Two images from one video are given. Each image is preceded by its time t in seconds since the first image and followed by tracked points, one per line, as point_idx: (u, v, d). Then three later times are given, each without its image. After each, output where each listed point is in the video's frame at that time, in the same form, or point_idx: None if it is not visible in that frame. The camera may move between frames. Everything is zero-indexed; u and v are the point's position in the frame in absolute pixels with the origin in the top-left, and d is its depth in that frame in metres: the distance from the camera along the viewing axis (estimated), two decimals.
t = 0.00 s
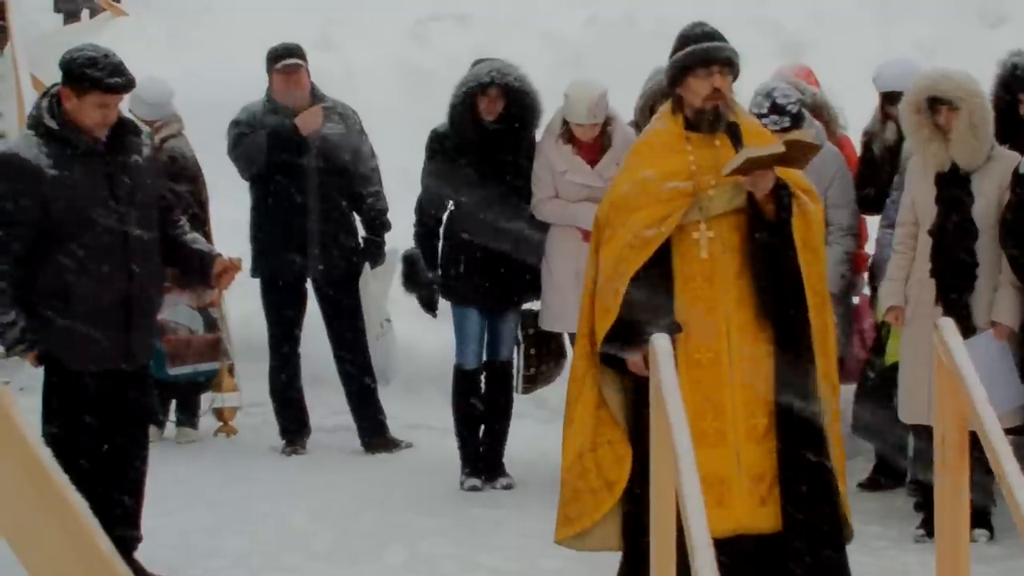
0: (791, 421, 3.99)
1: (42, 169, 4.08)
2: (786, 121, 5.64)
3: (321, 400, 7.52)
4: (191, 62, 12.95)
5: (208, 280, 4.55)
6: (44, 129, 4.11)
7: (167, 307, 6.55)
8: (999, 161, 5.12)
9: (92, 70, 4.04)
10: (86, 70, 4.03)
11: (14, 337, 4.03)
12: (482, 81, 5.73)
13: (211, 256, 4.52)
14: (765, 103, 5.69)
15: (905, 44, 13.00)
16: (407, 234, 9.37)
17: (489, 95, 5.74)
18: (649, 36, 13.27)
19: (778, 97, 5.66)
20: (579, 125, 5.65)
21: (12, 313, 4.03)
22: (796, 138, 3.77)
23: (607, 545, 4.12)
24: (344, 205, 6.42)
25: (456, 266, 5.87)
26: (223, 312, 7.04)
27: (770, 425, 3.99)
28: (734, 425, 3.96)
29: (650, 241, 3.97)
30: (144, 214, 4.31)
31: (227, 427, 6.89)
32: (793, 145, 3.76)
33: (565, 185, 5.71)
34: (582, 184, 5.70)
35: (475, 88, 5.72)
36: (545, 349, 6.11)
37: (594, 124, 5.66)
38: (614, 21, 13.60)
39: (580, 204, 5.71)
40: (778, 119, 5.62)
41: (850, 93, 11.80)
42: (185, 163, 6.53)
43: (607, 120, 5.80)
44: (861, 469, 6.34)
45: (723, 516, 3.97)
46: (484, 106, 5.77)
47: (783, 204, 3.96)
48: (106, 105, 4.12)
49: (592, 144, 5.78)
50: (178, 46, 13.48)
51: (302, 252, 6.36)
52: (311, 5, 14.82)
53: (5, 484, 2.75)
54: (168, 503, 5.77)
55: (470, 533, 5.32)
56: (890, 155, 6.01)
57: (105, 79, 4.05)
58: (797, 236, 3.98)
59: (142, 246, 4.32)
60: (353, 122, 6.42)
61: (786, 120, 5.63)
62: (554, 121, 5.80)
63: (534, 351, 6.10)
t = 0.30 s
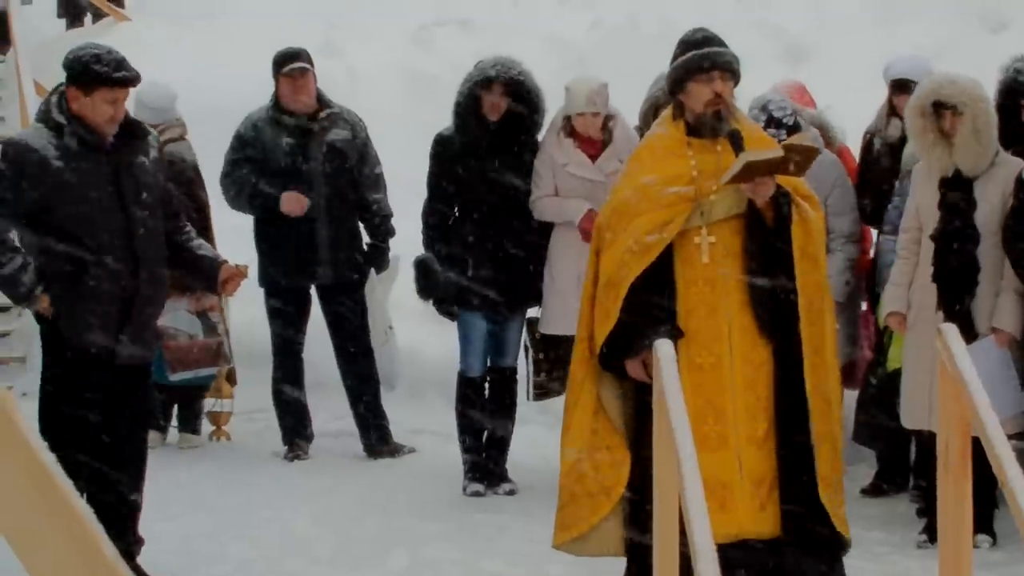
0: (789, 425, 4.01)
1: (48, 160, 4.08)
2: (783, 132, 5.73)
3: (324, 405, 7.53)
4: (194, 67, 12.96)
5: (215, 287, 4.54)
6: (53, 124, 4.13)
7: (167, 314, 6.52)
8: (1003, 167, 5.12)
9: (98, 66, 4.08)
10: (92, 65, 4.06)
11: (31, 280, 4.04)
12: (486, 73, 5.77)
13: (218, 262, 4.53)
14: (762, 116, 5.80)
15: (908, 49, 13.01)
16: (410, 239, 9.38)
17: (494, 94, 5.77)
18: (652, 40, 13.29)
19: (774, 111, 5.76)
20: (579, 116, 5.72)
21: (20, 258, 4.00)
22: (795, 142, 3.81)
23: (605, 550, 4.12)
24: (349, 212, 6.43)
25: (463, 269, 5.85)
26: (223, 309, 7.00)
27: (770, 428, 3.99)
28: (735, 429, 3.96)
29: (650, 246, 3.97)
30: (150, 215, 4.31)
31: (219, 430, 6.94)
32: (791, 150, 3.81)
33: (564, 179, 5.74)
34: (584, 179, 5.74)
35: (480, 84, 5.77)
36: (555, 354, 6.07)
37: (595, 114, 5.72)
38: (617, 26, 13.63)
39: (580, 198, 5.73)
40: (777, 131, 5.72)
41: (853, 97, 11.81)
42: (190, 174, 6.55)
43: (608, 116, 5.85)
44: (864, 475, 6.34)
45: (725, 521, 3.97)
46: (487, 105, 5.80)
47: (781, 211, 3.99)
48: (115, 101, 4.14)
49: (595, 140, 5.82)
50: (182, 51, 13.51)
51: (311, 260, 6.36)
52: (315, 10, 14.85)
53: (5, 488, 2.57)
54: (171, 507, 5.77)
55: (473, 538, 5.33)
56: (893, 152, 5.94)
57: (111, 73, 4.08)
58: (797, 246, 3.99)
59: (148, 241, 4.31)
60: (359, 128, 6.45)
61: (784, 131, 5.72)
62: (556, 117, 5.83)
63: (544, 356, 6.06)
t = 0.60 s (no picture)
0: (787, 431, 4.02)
1: (55, 163, 4.07)
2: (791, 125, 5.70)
3: (325, 407, 7.53)
4: (194, 70, 12.97)
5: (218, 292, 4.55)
6: (57, 127, 4.12)
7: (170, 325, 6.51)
8: (1004, 172, 5.11)
9: (97, 62, 4.10)
10: (91, 61, 4.08)
11: (44, 287, 4.07)
12: (488, 70, 5.78)
13: (222, 268, 4.54)
14: (770, 106, 5.75)
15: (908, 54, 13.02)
16: (411, 243, 9.38)
17: (494, 93, 5.78)
18: (652, 44, 13.30)
19: (783, 101, 5.73)
20: (580, 112, 5.76)
21: (31, 266, 4.05)
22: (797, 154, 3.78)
23: (613, 552, 4.11)
24: (353, 216, 6.44)
25: (465, 271, 5.84)
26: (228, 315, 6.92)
27: (770, 435, 3.99)
28: (736, 434, 3.96)
29: (650, 250, 3.96)
30: (159, 214, 4.30)
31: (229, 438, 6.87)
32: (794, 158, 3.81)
33: (565, 177, 5.76)
34: (583, 175, 5.75)
35: (483, 81, 5.76)
36: (557, 358, 6.06)
37: (595, 112, 5.77)
38: (617, 32, 13.64)
39: (580, 197, 5.75)
40: (784, 122, 5.69)
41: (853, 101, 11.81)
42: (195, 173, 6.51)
43: (609, 118, 5.88)
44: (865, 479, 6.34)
45: (726, 526, 3.97)
46: (489, 106, 5.80)
47: (781, 220, 3.96)
48: (116, 97, 4.14)
49: (596, 139, 5.84)
50: (183, 54, 13.52)
51: (314, 262, 6.34)
52: (316, 14, 14.87)
53: (9, 488, 2.55)
54: (172, 510, 5.77)
55: (474, 541, 5.33)
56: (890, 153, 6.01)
57: (111, 68, 4.10)
58: (798, 252, 3.98)
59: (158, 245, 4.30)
60: (362, 131, 6.47)
61: (792, 123, 5.70)
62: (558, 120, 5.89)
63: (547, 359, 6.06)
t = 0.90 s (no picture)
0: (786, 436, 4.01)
1: (58, 171, 4.05)
2: (803, 116, 5.66)
3: (325, 410, 7.53)
4: (196, 72, 12.97)
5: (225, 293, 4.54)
6: (59, 134, 4.09)
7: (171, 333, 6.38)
8: (1002, 176, 5.09)
9: (94, 67, 4.04)
10: (88, 67, 4.02)
11: (66, 310, 4.05)
12: (485, 72, 5.77)
13: (229, 268, 4.54)
14: (784, 96, 5.71)
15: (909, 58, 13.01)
16: (411, 246, 9.38)
17: (491, 94, 5.75)
18: (653, 48, 13.30)
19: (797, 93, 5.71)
20: (580, 115, 5.73)
21: (53, 289, 4.03)
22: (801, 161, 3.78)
23: (617, 560, 4.09)
24: (352, 219, 6.42)
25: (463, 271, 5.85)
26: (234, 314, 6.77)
27: (768, 438, 3.99)
28: (735, 438, 3.95)
29: (649, 255, 3.96)
30: (163, 218, 4.28)
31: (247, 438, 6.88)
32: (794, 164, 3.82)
33: (566, 179, 5.76)
34: (582, 177, 5.75)
35: (480, 82, 5.75)
36: (553, 362, 6.07)
37: (595, 113, 5.74)
38: (618, 35, 13.65)
39: (581, 201, 5.75)
40: (795, 112, 5.66)
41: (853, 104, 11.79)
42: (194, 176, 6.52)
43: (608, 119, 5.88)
44: (863, 482, 6.35)
45: (727, 531, 3.95)
46: (486, 107, 5.78)
47: (782, 224, 3.97)
48: (114, 102, 4.09)
49: (595, 140, 5.84)
50: (184, 56, 13.52)
51: (313, 264, 6.36)
52: (317, 17, 14.87)
53: (10, 489, 2.45)
54: (171, 512, 5.76)
55: (473, 544, 5.32)
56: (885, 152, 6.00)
57: (108, 73, 4.04)
58: (798, 257, 3.99)
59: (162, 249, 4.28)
60: (363, 134, 6.45)
61: (804, 114, 5.66)
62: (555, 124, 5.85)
63: (544, 363, 6.06)
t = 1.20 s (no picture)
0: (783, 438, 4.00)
1: (61, 171, 4.02)
2: (807, 117, 5.66)
3: (322, 413, 7.52)
4: (194, 74, 12.96)
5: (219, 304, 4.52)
6: (63, 135, 4.06)
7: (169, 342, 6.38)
8: (998, 178, 5.09)
9: (100, 67, 4.03)
10: (94, 67, 4.01)
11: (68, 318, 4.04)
12: (480, 75, 5.76)
13: (223, 279, 4.52)
14: (788, 96, 5.67)
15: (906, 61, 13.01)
16: (408, 249, 9.37)
17: (489, 97, 5.76)
18: (650, 50, 13.30)
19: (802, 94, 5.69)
20: (574, 120, 5.74)
21: (56, 298, 4.01)
22: (794, 162, 3.78)
23: (620, 565, 4.03)
24: (349, 221, 6.43)
25: (459, 275, 5.85)
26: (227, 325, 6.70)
27: (765, 441, 3.99)
28: (731, 441, 3.96)
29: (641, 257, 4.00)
30: (162, 224, 4.27)
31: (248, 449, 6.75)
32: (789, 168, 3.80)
33: (562, 185, 5.76)
34: (579, 182, 5.75)
35: (476, 85, 5.74)
36: (546, 366, 6.08)
37: (589, 118, 5.75)
38: (615, 37, 13.65)
39: (580, 205, 5.74)
40: (800, 112, 5.65)
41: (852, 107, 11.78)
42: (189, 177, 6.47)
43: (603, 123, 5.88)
44: (860, 485, 6.34)
45: (722, 534, 3.95)
46: (484, 110, 5.80)
47: (776, 225, 4.00)
48: (119, 103, 4.08)
49: (590, 146, 5.85)
50: (182, 59, 13.51)
51: (310, 265, 6.35)
52: (314, 20, 14.87)
53: (6, 493, 2.22)
54: (168, 516, 5.75)
55: (470, 547, 5.31)
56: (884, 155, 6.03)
57: (113, 73, 4.03)
58: (792, 259, 3.99)
59: (160, 254, 4.27)
60: (360, 137, 6.46)
61: (807, 115, 5.65)
62: (551, 128, 5.87)
63: (536, 367, 6.07)
